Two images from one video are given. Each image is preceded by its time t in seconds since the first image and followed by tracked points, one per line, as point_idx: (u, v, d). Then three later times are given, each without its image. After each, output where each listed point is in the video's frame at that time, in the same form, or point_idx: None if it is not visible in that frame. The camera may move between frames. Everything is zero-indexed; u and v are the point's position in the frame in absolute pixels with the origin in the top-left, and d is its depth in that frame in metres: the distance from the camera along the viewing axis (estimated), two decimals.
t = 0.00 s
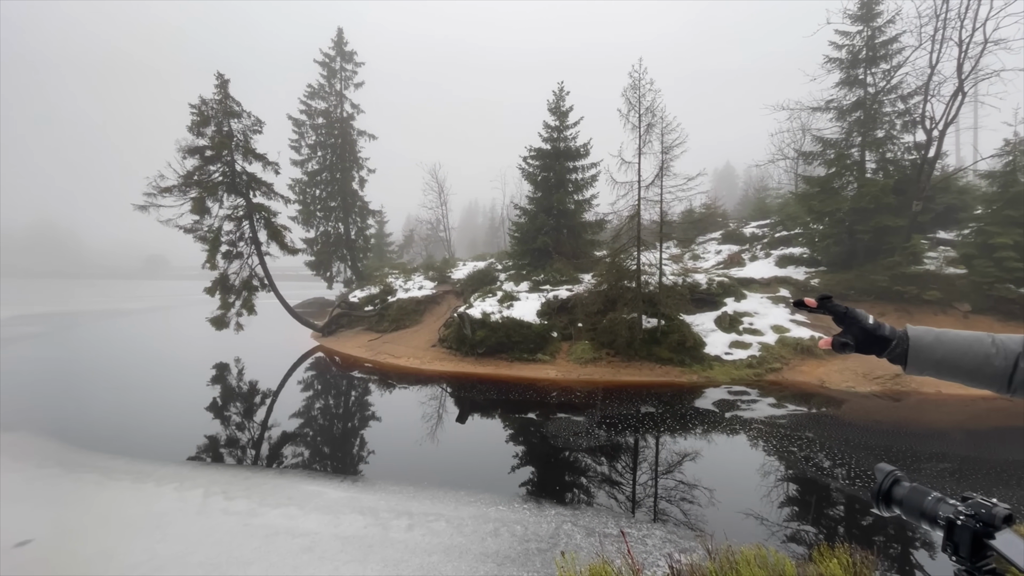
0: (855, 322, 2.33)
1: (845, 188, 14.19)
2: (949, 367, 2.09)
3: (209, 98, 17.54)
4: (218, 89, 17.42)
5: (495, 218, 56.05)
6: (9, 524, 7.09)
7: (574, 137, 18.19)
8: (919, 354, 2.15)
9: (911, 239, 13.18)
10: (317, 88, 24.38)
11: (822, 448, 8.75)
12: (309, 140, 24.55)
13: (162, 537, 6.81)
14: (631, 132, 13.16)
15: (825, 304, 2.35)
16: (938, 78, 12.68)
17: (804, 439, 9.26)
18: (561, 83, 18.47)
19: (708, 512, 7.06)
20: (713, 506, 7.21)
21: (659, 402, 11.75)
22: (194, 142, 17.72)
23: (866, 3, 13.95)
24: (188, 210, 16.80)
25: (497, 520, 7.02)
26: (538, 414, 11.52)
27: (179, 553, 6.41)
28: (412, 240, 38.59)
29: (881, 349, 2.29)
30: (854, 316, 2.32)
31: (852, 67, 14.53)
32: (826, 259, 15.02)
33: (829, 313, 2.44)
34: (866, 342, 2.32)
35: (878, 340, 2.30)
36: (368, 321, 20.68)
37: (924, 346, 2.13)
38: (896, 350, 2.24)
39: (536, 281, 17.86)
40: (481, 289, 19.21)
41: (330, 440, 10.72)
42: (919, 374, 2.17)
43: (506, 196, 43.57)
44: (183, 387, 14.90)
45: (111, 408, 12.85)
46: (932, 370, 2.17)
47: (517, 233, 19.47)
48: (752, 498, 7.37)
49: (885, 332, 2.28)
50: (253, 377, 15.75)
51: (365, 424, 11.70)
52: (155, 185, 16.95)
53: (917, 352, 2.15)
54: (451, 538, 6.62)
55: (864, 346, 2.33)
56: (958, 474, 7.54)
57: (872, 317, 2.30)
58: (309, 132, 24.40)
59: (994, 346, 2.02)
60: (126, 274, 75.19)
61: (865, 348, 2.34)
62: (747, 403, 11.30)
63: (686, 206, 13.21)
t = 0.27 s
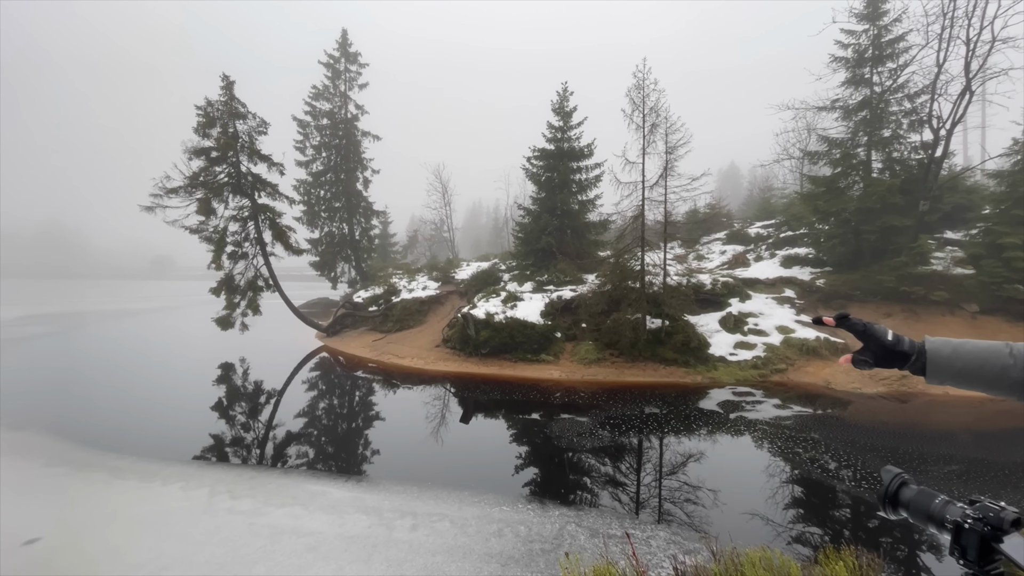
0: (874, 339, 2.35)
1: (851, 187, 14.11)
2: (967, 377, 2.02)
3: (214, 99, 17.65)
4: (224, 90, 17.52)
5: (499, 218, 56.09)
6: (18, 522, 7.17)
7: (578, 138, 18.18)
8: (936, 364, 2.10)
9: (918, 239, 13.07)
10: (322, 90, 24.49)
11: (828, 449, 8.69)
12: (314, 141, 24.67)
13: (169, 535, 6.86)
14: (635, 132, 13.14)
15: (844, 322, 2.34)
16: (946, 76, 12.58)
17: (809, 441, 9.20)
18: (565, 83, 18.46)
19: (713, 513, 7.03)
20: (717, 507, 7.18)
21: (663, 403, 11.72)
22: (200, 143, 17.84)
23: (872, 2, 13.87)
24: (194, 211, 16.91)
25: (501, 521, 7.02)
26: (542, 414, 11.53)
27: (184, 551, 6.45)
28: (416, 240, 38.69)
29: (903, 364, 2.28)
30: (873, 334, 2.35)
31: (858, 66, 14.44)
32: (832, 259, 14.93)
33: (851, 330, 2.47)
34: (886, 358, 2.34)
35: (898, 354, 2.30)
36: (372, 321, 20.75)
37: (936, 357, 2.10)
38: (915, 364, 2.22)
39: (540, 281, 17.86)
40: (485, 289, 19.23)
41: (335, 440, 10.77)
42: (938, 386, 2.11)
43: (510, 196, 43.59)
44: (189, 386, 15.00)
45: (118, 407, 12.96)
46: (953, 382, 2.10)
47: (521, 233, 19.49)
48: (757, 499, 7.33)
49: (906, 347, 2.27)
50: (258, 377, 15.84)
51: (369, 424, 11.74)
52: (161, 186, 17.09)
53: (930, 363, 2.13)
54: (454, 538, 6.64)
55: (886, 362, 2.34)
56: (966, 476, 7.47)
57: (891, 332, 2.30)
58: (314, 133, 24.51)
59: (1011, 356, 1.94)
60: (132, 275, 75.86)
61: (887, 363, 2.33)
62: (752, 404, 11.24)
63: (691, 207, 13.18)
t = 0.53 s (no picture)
0: (897, 342, 2.23)
1: (855, 187, 14.05)
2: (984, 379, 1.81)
3: (218, 100, 17.71)
4: (227, 91, 17.59)
5: (501, 218, 56.17)
6: (24, 520, 7.22)
7: (581, 137, 18.16)
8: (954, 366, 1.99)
9: (922, 238, 13.00)
10: (325, 90, 24.53)
11: (832, 450, 8.66)
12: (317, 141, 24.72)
13: (173, 534, 6.90)
14: (638, 132, 13.11)
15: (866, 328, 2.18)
16: (950, 75, 12.51)
17: (813, 441, 9.16)
18: (568, 83, 18.44)
19: (716, 514, 7.02)
20: (720, 508, 7.16)
21: (665, 403, 11.69)
22: (203, 144, 17.91)
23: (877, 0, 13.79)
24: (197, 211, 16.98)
25: (503, 520, 7.03)
26: (544, 414, 11.53)
27: (189, 550, 6.49)
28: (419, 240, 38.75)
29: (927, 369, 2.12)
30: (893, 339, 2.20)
31: (862, 65, 14.37)
32: (835, 259, 14.88)
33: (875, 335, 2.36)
34: (908, 362, 2.20)
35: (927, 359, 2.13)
36: (375, 321, 20.79)
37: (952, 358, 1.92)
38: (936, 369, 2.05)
39: (542, 281, 17.85)
40: (487, 289, 19.23)
41: (337, 439, 10.78)
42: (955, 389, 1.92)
43: (513, 196, 43.61)
44: (192, 386, 15.07)
45: (122, 406, 13.03)
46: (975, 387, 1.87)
47: (523, 233, 19.49)
48: (760, 500, 7.31)
49: (931, 351, 2.11)
50: (261, 376, 15.89)
51: (371, 424, 11.76)
52: (165, 186, 17.16)
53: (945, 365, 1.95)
54: (457, 538, 6.64)
55: (907, 365, 2.21)
56: (970, 477, 7.43)
57: (913, 335, 2.16)
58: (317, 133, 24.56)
59: None
60: (137, 275, 76.29)
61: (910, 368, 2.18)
62: (755, 404, 11.20)
63: (694, 207, 13.14)
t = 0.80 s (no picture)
0: (922, 340, 2.23)
1: (858, 187, 14.01)
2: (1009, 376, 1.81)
3: (221, 100, 17.77)
4: (230, 92, 17.65)
5: (503, 218, 56.20)
6: (27, 519, 7.24)
7: (582, 138, 18.16)
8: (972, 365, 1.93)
9: (926, 239, 12.95)
10: (327, 90, 24.58)
11: (835, 451, 8.62)
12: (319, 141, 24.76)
13: (175, 533, 6.91)
14: (640, 132, 13.10)
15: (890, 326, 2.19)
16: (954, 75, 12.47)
17: (816, 442, 9.13)
18: (570, 83, 18.44)
19: (718, 514, 7.00)
20: (722, 509, 7.14)
21: (667, 403, 11.67)
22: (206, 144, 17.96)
23: None
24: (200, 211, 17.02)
25: (505, 521, 7.02)
26: (546, 415, 11.52)
27: (191, 549, 6.51)
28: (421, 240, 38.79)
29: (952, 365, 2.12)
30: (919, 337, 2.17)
31: (865, 65, 14.34)
32: (838, 260, 14.84)
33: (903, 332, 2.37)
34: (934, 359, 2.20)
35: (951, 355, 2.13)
36: (377, 321, 20.82)
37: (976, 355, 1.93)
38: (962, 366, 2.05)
39: (544, 281, 17.84)
40: (489, 289, 19.24)
41: (339, 439, 10.80)
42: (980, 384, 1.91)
43: (514, 197, 43.63)
44: (195, 385, 15.12)
45: (124, 406, 13.07)
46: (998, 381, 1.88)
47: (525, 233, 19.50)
48: (762, 501, 7.29)
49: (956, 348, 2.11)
50: (263, 376, 15.93)
51: (373, 424, 11.77)
52: (168, 186, 17.21)
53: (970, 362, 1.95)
54: (458, 538, 6.64)
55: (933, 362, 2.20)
56: (974, 478, 7.39)
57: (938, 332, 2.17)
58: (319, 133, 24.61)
59: None
60: (140, 275, 76.59)
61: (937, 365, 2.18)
62: (757, 405, 11.17)
63: (696, 207, 13.12)
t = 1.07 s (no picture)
0: (934, 338, 2.22)
1: (861, 187, 13.96)
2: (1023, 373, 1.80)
3: (224, 101, 17.84)
4: (233, 93, 17.71)
5: (504, 219, 56.21)
6: (31, 519, 7.28)
7: (584, 138, 18.15)
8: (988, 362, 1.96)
9: (930, 239, 12.90)
10: (329, 91, 24.63)
11: (839, 452, 8.58)
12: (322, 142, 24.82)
13: (178, 533, 6.93)
14: (642, 132, 13.09)
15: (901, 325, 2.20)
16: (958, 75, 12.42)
17: (819, 443, 9.09)
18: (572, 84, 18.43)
19: (720, 516, 6.99)
20: (725, 510, 7.13)
21: (669, 404, 11.65)
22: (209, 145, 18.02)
23: None
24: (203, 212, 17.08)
25: (507, 522, 7.01)
26: (548, 415, 11.52)
27: (194, 549, 6.52)
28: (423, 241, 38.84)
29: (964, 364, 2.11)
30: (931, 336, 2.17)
31: (868, 65, 14.30)
32: (841, 260, 14.80)
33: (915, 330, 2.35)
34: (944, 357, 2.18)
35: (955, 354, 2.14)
36: (379, 322, 20.84)
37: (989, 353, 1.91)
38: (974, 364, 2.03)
39: (546, 282, 17.83)
40: (491, 290, 19.24)
41: (342, 439, 10.81)
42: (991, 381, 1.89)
43: (516, 197, 43.65)
44: (197, 386, 15.17)
45: (128, 406, 13.12)
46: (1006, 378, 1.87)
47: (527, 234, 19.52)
48: (765, 502, 7.26)
49: (966, 346, 2.10)
50: (266, 376, 15.97)
51: (375, 424, 11.78)
52: (171, 187, 17.28)
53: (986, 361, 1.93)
54: (460, 539, 6.64)
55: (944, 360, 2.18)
56: (979, 480, 7.35)
57: (950, 330, 2.15)
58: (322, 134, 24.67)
59: None
60: (143, 275, 77.03)
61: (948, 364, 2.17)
62: (760, 406, 11.14)
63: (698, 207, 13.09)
